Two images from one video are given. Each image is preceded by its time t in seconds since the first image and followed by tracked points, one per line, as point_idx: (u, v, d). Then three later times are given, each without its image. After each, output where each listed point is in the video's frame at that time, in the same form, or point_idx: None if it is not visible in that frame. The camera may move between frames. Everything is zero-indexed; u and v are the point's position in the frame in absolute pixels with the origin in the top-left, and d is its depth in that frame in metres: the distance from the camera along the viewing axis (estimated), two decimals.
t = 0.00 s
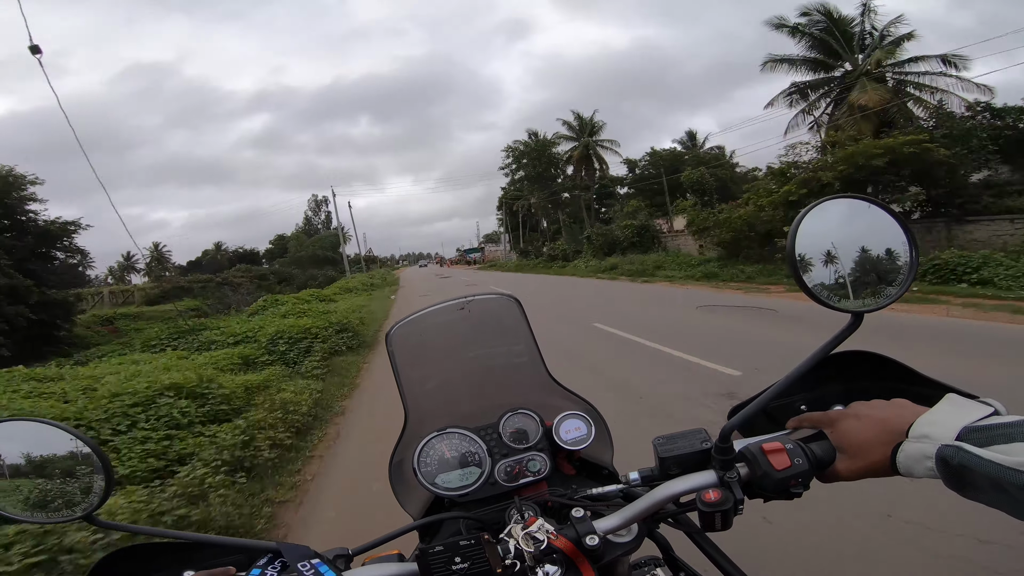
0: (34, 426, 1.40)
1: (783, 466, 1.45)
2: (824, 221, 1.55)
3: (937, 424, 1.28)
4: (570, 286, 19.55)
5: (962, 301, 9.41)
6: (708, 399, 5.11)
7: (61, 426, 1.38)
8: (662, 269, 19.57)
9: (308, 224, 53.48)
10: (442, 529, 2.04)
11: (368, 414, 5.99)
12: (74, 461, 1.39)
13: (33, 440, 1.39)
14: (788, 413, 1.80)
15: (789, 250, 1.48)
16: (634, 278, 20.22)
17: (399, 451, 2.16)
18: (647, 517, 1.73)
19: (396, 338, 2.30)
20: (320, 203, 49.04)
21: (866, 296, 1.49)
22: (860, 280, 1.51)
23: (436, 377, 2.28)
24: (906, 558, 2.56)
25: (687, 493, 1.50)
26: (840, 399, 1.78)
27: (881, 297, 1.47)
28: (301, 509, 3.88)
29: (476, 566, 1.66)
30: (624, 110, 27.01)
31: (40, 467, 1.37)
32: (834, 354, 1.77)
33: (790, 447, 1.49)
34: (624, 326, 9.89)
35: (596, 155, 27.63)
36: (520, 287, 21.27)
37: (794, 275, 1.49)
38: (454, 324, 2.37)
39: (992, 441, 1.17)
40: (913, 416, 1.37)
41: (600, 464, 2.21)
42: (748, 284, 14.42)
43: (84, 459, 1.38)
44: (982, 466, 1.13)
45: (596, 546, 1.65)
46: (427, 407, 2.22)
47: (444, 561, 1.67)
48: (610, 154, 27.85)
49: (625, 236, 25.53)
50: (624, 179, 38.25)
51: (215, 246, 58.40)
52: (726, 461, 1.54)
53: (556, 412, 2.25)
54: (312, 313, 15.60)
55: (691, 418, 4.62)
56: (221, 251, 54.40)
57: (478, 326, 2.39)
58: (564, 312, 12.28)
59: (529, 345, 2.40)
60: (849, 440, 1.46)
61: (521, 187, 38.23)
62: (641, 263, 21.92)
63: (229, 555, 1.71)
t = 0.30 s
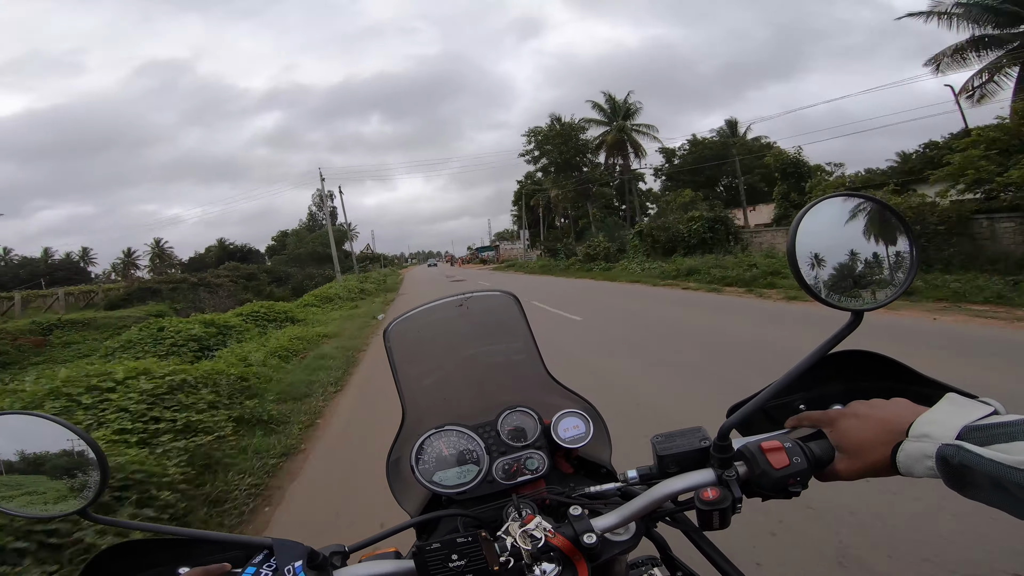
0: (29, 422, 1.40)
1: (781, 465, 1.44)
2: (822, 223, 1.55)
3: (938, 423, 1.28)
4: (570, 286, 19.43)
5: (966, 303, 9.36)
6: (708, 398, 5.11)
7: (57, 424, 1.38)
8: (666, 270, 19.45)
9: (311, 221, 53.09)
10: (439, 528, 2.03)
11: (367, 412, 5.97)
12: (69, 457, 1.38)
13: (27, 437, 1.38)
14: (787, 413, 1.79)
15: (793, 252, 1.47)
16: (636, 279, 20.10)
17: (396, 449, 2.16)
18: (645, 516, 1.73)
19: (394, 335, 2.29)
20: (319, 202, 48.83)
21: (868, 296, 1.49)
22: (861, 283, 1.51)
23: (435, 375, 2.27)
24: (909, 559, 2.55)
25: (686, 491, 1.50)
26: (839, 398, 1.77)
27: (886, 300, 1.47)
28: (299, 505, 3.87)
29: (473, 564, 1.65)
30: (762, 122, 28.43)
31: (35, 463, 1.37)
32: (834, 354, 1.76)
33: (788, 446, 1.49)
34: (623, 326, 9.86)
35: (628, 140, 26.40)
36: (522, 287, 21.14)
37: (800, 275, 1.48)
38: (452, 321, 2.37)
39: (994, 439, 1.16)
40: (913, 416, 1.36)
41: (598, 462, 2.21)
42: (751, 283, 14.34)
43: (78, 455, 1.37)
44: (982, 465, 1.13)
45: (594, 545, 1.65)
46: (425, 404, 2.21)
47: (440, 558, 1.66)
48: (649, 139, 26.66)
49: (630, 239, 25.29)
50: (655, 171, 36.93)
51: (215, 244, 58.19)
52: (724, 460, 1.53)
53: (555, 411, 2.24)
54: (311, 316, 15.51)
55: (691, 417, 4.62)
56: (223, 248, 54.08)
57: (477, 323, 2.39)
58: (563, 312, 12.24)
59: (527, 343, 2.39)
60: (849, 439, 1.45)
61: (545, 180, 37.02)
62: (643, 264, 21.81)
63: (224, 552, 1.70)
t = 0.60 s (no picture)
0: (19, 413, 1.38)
1: (779, 462, 1.43)
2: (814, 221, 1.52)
3: (940, 424, 1.26)
4: (569, 287, 19.36)
5: (966, 308, 9.35)
6: (706, 399, 5.10)
7: (51, 417, 1.37)
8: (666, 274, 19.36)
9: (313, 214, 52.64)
10: (434, 523, 2.02)
11: (365, 408, 5.95)
12: (59, 451, 1.36)
13: (16, 428, 1.37)
14: (785, 411, 1.78)
15: (789, 254, 1.44)
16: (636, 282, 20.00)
17: (392, 444, 2.15)
18: (642, 513, 1.71)
19: (391, 329, 2.29)
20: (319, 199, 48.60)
21: (866, 293, 1.46)
22: (857, 279, 1.49)
23: (431, 370, 2.26)
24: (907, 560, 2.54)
25: (683, 488, 1.48)
26: (837, 396, 1.76)
27: (885, 295, 1.45)
28: (295, 501, 3.85)
29: (468, 560, 1.64)
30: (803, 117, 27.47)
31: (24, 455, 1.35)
32: (832, 351, 1.75)
33: (786, 443, 1.47)
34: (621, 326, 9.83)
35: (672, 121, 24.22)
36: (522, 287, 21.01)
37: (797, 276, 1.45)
38: (450, 315, 2.36)
39: (999, 440, 1.15)
40: (915, 415, 1.35)
41: (595, 459, 2.19)
42: (752, 286, 14.27)
43: (67, 450, 1.36)
44: (986, 465, 1.11)
45: (590, 541, 1.63)
46: (422, 400, 2.20)
47: (435, 554, 1.65)
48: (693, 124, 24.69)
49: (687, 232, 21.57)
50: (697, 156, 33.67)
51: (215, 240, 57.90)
52: (722, 457, 1.51)
53: (552, 406, 2.23)
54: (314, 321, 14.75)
55: (688, 417, 4.61)
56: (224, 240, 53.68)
57: (475, 318, 2.38)
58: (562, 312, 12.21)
59: (525, 338, 2.38)
60: (848, 437, 1.44)
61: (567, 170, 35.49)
62: (643, 265, 21.71)
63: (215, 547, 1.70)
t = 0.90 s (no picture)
0: None
1: (754, 481, 1.43)
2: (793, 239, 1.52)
3: (912, 448, 1.26)
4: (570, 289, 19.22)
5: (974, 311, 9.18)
6: (699, 405, 5.07)
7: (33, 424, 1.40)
8: (667, 278, 19.23)
9: (315, 213, 52.31)
10: (416, 533, 2.02)
11: (359, 413, 5.94)
12: (40, 459, 1.39)
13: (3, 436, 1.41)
14: (766, 427, 1.78)
15: (769, 276, 1.44)
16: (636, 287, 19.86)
17: (374, 454, 2.15)
18: (620, 529, 1.71)
19: (377, 338, 2.30)
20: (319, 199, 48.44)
21: (842, 317, 1.47)
22: (833, 302, 1.49)
23: (415, 381, 2.26)
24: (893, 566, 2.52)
25: (659, 505, 1.48)
26: (818, 414, 1.76)
27: (861, 319, 1.45)
28: (285, 504, 3.85)
29: (446, 573, 1.64)
30: (847, 101, 26.61)
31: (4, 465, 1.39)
32: (813, 369, 1.75)
33: (762, 462, 1.47)
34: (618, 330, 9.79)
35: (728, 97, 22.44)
36: (522, 289, 20.91)
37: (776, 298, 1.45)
38: (436, 325, 2.37)
39: (968, 466, 1.15)
40: (891, 438, 1.34)
41: (578, 472, 2.19)
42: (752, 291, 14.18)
43: (44, 458, 1.39)
44: (954, 492, 1.11)
45: (568, 556, 1.63)
46: (406, 410, 2.21)
47: (411, 566, 1.65)
48: (747, 99, 23.09)
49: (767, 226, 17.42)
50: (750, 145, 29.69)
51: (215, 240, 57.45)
52: (699, 475, 1.51)
53: (536, 419, 2.23)
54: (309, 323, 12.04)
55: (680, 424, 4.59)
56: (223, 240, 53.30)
57: (462, 329, 2.39)
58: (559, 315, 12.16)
59: (509, 349, 2.37)
60: (825, 458, 1.44)
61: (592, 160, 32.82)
62: (644, 270, 21.59)
63: (194, 554, 1.78)
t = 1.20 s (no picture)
0: None
1: (728, 500, 1.42)
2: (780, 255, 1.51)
3: (888, 473, 1.26)
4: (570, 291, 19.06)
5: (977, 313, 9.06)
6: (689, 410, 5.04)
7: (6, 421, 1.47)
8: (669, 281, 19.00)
9: (312, 210, 51.76)
10: (392, 539, 2.02)
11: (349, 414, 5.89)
12: (9, 455, 1.46)
13: None
14: (747, 445, 1.77)
15: (756, 294, 1.42)
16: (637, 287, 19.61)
17: (354, 459, 2.15)
18: (595, 543, 1.71)
19: (362, 343, 2.30)
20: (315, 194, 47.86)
21: (824, 341, 1.46)
22: (813, 328, 1.50)
23: (398, 388, 2.26)
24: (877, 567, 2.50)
25: (634, 521, 1.47)
26: (798, 435, 1.76)
27: (844, 345, 1.45)
28: (268, 506, 3.81)
29: None
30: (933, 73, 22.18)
31: None
32: (795, 390, 1.75)
33: (738, 481, 1.47)
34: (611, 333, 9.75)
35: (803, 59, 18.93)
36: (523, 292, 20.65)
37: (760, 318, 1.43)
38: (421, 333, 2.36)
39: (937, 493, 1.15)
40: (867, 464, 1.34)
41: (558, 483, 2.19)
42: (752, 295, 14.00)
43: (16, 455, 1.46)
44: (923, 520, 1.12)
45: (541, 568, 1.62)
46: (388, 415, 2.21)
47: (384, 572, 1.64)
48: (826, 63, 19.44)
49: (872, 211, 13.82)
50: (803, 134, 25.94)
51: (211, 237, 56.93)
52: (674, 492, 1.50)
53: (518, 430, 2.22)
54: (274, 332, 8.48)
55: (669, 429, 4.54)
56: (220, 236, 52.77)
57: (448, 338, 2.38)
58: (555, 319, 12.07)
59: (495, 359, 2.36)
60: (800, 480, 1.44)
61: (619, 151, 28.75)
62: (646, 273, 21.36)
63: (163, 552, 1.93)
